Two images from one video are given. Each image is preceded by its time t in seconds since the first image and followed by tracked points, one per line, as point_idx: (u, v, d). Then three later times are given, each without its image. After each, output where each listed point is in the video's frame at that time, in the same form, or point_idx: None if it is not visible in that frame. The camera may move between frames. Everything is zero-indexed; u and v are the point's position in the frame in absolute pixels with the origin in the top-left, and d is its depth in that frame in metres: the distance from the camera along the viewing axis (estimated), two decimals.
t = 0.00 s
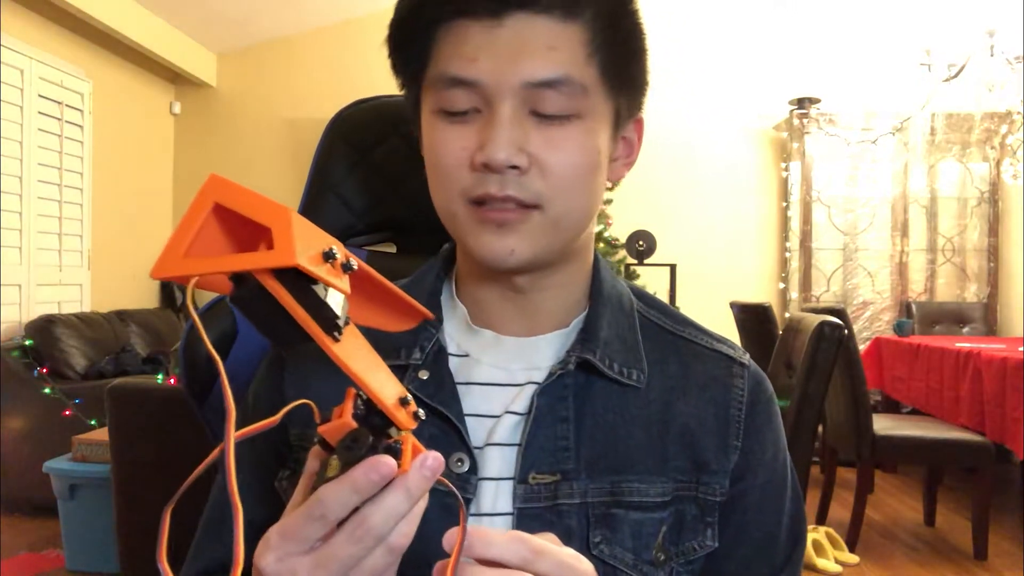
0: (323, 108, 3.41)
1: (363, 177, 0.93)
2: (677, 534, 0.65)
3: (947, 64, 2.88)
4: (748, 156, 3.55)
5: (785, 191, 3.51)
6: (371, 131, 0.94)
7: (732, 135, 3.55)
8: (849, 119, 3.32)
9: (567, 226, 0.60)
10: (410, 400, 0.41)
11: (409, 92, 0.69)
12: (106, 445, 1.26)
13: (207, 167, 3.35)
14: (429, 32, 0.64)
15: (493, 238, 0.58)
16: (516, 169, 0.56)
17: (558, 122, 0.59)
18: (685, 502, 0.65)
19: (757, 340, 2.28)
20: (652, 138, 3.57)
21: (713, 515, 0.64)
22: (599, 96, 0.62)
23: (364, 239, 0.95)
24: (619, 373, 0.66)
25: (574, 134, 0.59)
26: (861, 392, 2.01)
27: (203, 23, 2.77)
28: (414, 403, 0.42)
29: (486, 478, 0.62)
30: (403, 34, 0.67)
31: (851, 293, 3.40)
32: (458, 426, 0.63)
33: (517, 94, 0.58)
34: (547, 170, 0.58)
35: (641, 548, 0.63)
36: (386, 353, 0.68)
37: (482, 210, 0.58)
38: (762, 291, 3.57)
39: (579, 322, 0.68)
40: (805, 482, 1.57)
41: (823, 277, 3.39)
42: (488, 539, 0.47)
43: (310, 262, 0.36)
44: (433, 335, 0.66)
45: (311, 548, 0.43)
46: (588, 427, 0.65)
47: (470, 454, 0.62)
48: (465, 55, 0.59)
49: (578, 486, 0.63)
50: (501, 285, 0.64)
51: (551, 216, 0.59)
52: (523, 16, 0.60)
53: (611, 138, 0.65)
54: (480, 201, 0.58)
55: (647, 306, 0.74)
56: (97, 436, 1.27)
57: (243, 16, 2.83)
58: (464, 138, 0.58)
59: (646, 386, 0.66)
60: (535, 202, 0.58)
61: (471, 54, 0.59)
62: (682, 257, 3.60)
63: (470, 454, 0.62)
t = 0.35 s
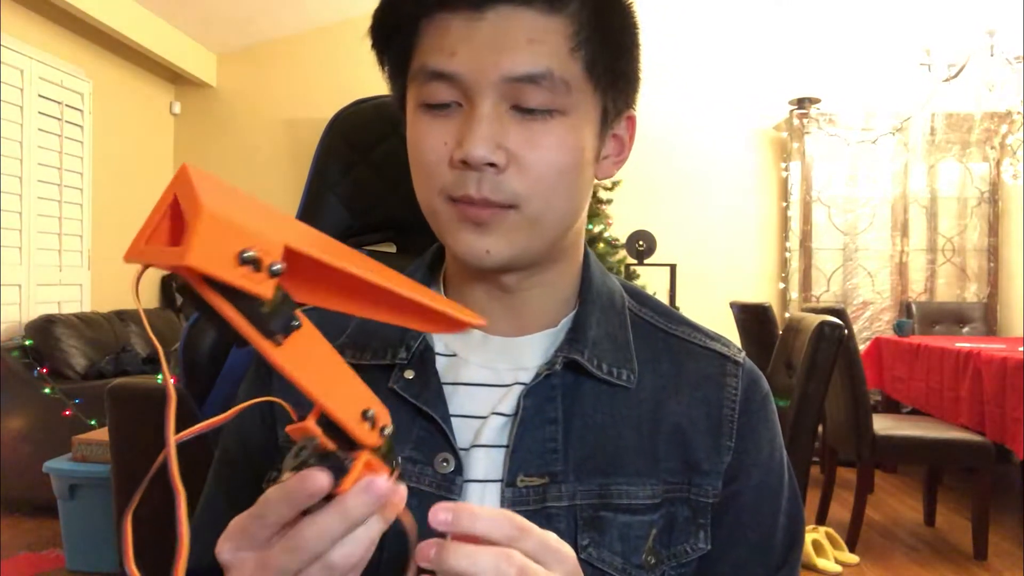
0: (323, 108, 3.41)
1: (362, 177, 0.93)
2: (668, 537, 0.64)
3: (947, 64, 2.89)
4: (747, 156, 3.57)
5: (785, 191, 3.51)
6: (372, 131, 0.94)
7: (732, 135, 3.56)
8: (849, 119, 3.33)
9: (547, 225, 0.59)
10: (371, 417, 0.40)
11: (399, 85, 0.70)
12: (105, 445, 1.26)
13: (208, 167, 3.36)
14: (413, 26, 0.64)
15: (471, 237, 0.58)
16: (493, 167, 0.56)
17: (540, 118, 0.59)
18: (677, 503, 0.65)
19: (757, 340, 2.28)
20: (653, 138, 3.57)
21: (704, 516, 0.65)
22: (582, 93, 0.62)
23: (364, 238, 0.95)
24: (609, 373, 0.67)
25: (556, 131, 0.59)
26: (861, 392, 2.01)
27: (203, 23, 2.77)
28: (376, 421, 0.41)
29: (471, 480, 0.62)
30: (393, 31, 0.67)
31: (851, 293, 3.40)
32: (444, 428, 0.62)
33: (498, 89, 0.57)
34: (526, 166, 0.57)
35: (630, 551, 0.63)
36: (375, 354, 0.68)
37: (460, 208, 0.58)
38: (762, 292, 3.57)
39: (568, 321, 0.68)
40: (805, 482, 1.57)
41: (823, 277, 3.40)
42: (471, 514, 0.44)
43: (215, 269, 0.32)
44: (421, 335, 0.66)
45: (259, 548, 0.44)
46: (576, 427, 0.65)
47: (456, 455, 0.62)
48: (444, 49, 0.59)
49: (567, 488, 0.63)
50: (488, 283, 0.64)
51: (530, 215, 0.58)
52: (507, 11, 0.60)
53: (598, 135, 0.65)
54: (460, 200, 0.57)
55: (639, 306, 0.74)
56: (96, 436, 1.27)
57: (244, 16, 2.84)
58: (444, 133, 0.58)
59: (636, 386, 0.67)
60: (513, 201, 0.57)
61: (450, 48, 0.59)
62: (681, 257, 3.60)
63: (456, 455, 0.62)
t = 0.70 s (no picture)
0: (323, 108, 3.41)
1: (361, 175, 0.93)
2: (658, 542, 0.61)
3: (947, 64, 2.89)
4: (746, 156, 3.54)
5: (786, 191, 3.50)
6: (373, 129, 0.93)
7: (732, 135, 3.55)
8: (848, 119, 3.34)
9: (546, 213, 0.55)
10: (313, 486, 0.31)
11: (380, 74, 0.65)
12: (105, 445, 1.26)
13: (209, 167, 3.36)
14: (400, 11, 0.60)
15: (469, 228, 0.53)
16: (494, 150, 0.52)
17: (540, 99, 0.55)
18: (668, 506, 0.61)
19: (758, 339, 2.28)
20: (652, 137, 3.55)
21: (697, 520, 0.61)
22: (581, 75, 0.59)
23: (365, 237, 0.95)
24: (596, 372, 0.63)
25: (556, 113, 0.55)
26: (861, 391, 2.01)
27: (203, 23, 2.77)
28: (327, 503, 0.31)
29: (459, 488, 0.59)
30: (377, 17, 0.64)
31: (851, 292, 3.40)
32: (431, 433, 0.59)
33: (498, 68, 0.53)
34: (528, 151, 0.53)
35: (616, 558, 0.60)
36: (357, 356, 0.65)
37: (457, 195, 0.53)
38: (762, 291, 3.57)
39: (555, 319, 0.64)
40: (805, 481, 1.57)
41: (823, 277, 3.40)
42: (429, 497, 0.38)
43: (167, 260, 0.29)
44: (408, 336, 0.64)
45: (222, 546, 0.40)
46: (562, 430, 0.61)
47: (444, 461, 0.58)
48: (439, 26, 0.55)
49: (552, 493, 0.60)
50: (474, 280, 0.60)
51: (532, 201, 0.54)
52: None
53: (592, 117, 0.62)
54: (456, 185, 0.52)
55: (630, 301, 0.70)
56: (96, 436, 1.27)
57: (242, 16, 2.83)
58: (439, 116, 0.53)
59: (626, 386, 0.63)
60: (512, 186, 0.53)
61: (446, 25, 0.54)
62: (681, 257, 3.61)
63: (445, 461, 0.58)
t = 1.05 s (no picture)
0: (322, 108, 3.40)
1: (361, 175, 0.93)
2: (654, 546, 0.61)
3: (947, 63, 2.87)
4: (747, 155, 3.53)
5: (785, 192, 3.50)
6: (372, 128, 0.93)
7: (732, 135, 3.55)
8: (849, 119, 3.32)
9: (540, 211, 0.55)
10: (299, 523, 0.31)
11: (364, 71, 0.65)
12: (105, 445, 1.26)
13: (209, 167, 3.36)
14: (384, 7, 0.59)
15: (462, 228, 0.53)
16: (484, 150, 0.52)
17: (529, 96, 0.55)
18: (664, 510, 0.61)
19: (757, 339, 2.28)
20: (652, 139, 3.57)
21: (693, 524, 0.61)
22: (572, 69, 0.58)
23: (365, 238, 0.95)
24: (591, 373, 0.63)
25: (547, 109, 0.55)
26: (862, 391, 2.01)
27: (202, 23, 2.76)
28: (310, 543, 0.31)
29: (453, 492, 0.59)
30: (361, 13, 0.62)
31: (851, 293, 3.39)
32: (424, 436, 0.59)
33: (485, 66, 0.53)
34: (519, 149, 0.53)
35: (610, 563, 0.59)
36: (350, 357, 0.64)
37: (448, 196, 0.53)
38: (762, 292, 3.57)
39: (550, 317, 0.65)
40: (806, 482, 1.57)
41: (822, 277, 3.38)
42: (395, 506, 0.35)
43: (183, 273, 0.30)
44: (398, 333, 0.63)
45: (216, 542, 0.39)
46: (555, 431, 0.61)
47: (437, 464, 0.58)
48: (424, 23, 0.55)
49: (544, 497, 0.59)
50: (467, 280, 0.60)
51: (524, 199, 0.54)
52: None
53: (586, 110, 0.62)
54: (447, 185, 0.52)
55: (627, 298, 0.70)
56: (97, 436, 1.27)
57: (242, 16, 2.83)
58: (427, 115, 0.53)
59: (622, 386, 0.63)
60: (504, 186, 0.53)
61: (431, 22, 0.54)
62: (681, 257, 3.60)
63: (438, 466, 0.58)
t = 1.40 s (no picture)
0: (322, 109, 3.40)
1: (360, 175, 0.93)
2: (640, 568, 0.60)
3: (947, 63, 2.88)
4: (747, 155, 3.56)
5: (785, 192, 3.51)
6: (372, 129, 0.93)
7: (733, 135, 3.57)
8: (849, 119, 3.33)
9: (514, 205, 0.55)
10: None
11: (312, 54, 0.64)
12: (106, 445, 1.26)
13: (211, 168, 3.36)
14: None
15: (426, 229, 0.53)
16: (451, 139, 0.51)
17: (496, 79, 0.54)
18: (652, 528, 0.60)
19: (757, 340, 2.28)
20: (653, 139, 3.58)
21: (683, 544, 0.59)
22: (544, 42, 0.57)
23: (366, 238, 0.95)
24: (567, 381, 0.62)
25: (517, 93, 0.54)
26: (862, 391, 2.01)
27: (203, 23, 2.77)
28: None
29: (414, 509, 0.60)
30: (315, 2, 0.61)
31: (851, 293, 3.40)
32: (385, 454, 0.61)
33: (446, 46, 0.52)
34: (489, 136, 0.53)
35: None
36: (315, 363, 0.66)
37: (412, 195, 0.53)
38: (762, 292, 3.57)
39: (521, 322, 0.64)
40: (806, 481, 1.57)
41: (823, 277, 3.39)
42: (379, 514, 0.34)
43: (202, 321, 0.31)
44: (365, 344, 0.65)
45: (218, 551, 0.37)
46: (532, 440, 0.61)
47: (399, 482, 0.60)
48: None
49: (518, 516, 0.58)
50: (432, 287, 0.61)
51: (497, 194, 0.54)
52: None
53: (558, 88, 0.61)
54: (409, 180, 0.53)
55: (612, 293, 0.68)
56: (98, 436, 1.27)
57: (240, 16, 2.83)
58: (383, 104, 0.53)
59: (604, 394, 0.61)
60: (475, 178, 0.53)
61: None
62: (681, 257, 3.61)
63: (399, 482, 0.60)
